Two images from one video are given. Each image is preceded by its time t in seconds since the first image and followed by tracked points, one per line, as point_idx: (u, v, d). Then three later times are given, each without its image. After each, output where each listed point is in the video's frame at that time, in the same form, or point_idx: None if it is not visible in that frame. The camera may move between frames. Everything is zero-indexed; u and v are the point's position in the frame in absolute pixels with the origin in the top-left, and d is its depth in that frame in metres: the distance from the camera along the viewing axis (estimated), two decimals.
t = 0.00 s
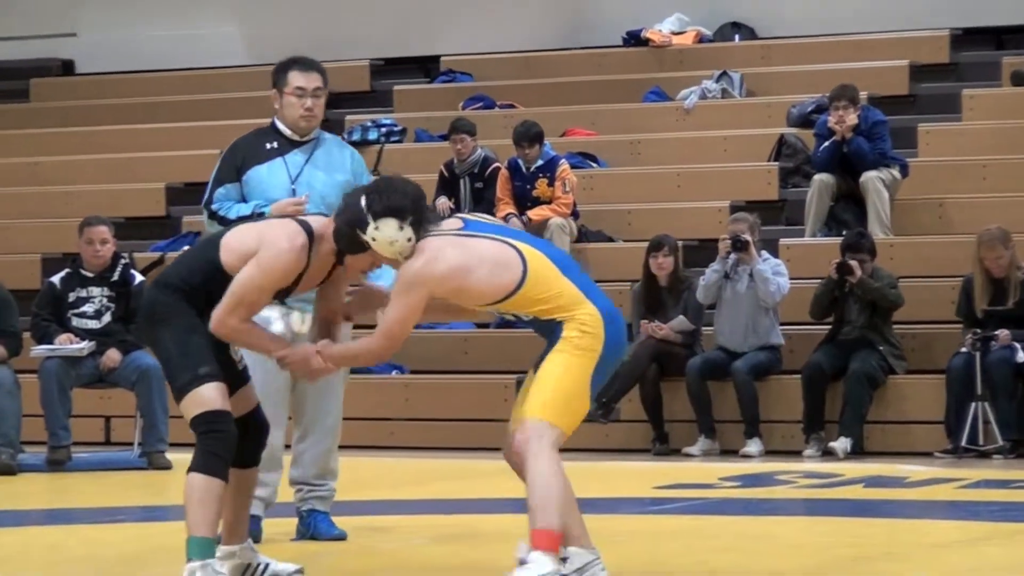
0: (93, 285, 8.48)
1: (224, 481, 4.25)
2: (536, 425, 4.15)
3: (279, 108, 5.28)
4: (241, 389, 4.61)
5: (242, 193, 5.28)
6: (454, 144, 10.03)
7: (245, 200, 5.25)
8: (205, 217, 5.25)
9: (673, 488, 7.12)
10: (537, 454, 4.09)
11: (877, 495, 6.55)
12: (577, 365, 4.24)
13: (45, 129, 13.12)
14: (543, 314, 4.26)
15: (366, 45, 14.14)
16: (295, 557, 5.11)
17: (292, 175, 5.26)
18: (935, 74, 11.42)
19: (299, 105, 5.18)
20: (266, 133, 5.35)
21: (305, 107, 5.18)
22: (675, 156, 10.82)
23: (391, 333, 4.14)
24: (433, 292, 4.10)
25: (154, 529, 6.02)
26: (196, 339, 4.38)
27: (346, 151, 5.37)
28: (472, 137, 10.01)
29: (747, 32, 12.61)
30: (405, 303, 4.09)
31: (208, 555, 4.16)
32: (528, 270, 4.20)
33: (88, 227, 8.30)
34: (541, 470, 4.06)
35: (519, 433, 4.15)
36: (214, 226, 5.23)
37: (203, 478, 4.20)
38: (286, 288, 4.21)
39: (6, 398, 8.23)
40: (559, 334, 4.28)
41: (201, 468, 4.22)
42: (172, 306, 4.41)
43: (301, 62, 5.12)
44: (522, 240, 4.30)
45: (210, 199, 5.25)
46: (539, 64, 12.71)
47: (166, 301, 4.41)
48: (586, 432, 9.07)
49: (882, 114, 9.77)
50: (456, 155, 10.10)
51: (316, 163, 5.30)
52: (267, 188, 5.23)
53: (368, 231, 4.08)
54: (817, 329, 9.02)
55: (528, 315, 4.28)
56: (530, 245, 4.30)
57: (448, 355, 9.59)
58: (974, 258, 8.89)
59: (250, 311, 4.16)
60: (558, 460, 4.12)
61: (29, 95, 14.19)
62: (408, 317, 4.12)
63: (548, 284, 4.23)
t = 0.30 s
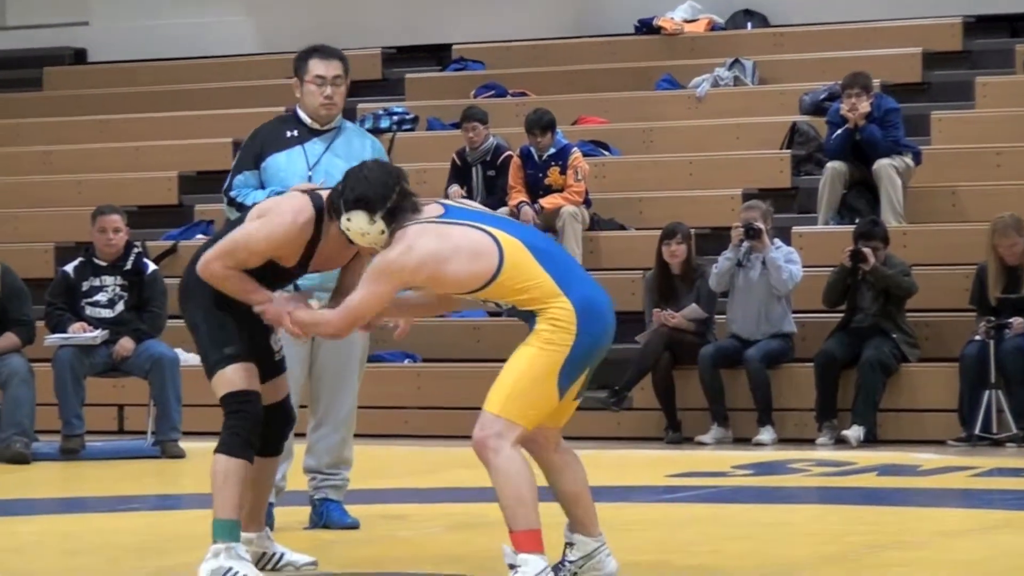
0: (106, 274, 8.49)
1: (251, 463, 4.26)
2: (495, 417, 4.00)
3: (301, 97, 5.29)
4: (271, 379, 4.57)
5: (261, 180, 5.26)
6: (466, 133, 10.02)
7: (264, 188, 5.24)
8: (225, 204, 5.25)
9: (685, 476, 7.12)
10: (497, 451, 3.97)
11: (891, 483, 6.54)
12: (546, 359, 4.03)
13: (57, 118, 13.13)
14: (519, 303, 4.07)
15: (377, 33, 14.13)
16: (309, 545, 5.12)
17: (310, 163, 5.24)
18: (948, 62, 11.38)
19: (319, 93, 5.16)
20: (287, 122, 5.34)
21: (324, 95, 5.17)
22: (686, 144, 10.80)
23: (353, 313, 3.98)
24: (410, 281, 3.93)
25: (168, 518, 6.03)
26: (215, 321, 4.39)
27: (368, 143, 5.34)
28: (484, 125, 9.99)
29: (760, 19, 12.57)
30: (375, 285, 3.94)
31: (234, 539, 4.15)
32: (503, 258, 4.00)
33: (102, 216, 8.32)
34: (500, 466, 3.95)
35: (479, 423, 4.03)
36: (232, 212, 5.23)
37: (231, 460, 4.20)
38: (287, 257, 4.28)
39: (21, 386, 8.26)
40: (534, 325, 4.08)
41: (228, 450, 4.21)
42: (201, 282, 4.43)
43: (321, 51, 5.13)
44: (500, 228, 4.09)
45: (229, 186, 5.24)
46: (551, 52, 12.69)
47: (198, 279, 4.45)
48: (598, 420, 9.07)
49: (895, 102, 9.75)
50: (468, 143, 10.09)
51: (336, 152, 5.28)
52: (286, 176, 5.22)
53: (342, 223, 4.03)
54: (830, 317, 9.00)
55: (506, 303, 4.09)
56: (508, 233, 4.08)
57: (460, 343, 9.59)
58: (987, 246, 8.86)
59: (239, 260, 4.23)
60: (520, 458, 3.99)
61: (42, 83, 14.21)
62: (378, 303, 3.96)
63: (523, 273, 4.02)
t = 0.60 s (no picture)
0: (114, 266, 8.51)
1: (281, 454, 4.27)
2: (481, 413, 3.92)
3: (312, 89, 5.28)
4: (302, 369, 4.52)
5: (269, 169, 5.26)
6: (474, 124, 9.99)
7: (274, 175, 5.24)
8: (233, 190, 5.25)
9: (692, 468, 7.12)
10: (486, 443, 3.89)
11: (899, 474, 6.54)
12: (529, 350, 3.93)
13: (64, 109, 13.15)
14: (502, 289, 3.95)
15: (385, 25, 14.13)
16: (317, 536, 5.13)
17: (320, 153, 5.23)
18: (955, 53, 11.36)
19: (330, 85, 5.18)
20: (298, 111, 5.31)
21: (336, 87, 5.18)
22: (694, 136, 10.80)
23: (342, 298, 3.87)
24: (397, 264, 3.82)
25: (177, 510, 6.04)
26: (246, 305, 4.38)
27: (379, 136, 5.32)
28: (492, 117, 9.98)
29: (768, 10, 12.54)
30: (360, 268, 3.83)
31: (258, 527, 4.18)
32: (490, 241, 3.88)
33: (110, 208, 8.38)
34: (490, 458, 3.87)
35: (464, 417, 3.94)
36: (240, 199, 5.23)
37: (258, 451, 4.22)
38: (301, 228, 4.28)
39: (30, 376, 8.23)
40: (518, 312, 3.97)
41: (257, 440, 4.23)
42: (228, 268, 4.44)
43: (334, 42, 5.16)
44: (489, 210, 3.96)
45: (238, 171, 5.24)
46: (559, 43, 12.67)
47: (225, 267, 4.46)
48: (606, 411, 9.08)
49: (904, 93, 9.73)
50: (476, 135, 10.06)
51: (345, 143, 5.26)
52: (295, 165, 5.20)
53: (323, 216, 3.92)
54: (838, 308, 9.00)
55: (492, 287, 3.97)
56: (495, 215, 3.95)
57: (468, 334, 9.59)
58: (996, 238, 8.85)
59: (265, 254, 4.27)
60: (509, 447, 3.91)
61: (50, 74, 14.22)
62: (367, 287, 3.85)
63: (507, 258, 3.90)
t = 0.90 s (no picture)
0: (123, 258, 8.51)
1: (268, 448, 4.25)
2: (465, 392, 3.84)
3: (323, 81, 5.27)
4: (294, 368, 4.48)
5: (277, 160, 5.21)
6: (484, 116, 10.01)
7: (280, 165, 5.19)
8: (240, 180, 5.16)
9: (701, 460, 7.12)
10: (461, 418, 3.82)
11: (908, 467, 6.54)
12: (519, 336, 3.84)
13: (74, 100, 13.16)
14: (503, 276, 3.90)
15: (395, 17, 14.12)
16: (326, 528, 5.13)
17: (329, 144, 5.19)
18: (966, 47, 11.32)
19: (341, 78, 5.17)
20: (307, 104, 5.31)
21: (346, 80, 5.18)
22: (703, 128, 10.78)
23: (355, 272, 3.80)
24: (410, 232, 3.78)
25: (186, 501, 6.05)
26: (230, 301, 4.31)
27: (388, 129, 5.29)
28: (502, 109, 10.00)
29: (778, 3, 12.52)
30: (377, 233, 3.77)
31: (254, 523, 4.17)
32: (496, 227, 3.84)
33: (120, 199, 8.34)
34: (467, 433, 3.81)
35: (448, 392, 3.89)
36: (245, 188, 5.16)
37: (246, 449, 4.21)
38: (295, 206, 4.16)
39: (40, 367, 8.24)
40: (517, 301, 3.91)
41: (244, 438, 4.22)
42: (220, 263, 4.36)
43: (345, 36, 5.17)
44: (509, 199, 3.92)
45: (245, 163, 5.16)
46: (568, 36, 12.65)
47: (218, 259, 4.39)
48: (615, 404, 9.08)
49: (914, 86, 9.72)
50: (486, 127, 10.08)
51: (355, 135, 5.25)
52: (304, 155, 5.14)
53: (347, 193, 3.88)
54: (848, 302, 8.96)
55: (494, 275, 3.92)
56: (512, 204, 3.91)
57: (477, 326, 9.58)
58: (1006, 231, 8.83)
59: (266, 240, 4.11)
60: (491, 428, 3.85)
61: (60, 66, 14.23)
62: (379, 256, 3.78)
63: (509, 246, 3.85)
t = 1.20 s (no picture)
0: (132, 251, 8.53)
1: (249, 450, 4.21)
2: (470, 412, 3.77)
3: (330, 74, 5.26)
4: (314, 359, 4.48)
5: (286, 155, 5.27)
6: (493, 110, 10.03)
7: (289, 160, 5.24)
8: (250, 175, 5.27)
9: (709, 454, 7.12)
10: (460, 437, 3.75)
11: (916, 462, 6.54)
12: (529, 363, 3.79)
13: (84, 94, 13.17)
14: (512, 305, 3.84)
15: (404, 11, 14.12)
16: (334, 521, 5.14)
17: (336, 138, 5.23)
18: (976, 41, 11.30)
19: (347, 71, 5.15)
20: (316, 98, 5.33)
21: (353, 73, 5.15)
22: (712, 123, 10.77)
23: (441, 333, 3.71)
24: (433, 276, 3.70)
25: (195, 494, 6.06)
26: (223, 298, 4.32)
27: (395, 122, 5.33)
28: (510, 103, 10.02)
29: None
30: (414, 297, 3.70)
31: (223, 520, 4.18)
32: (503, 257, 3.77)
33: (129, 192, 8.35)
34: (465, 454, 3.74)
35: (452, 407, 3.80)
36: (256, 183, 5.24)
37: (222, 446, 4.18)
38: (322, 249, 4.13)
39: (50, 360, 8.25)
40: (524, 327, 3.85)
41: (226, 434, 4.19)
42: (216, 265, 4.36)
43: (352, 29, 5.12)
44: (508, 228, 3.85)
45: (255, 158, 5.27)
46: (577, 29, 12.65)
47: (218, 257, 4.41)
48: (623, 398, 9.08)
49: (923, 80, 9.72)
50: (494, 121, 10.10)
51: (362, 127, 5.27)
52: (311, 149, 5.21)
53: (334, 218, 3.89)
54: (857, 295, 8.97)
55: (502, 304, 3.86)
56: (512, 232, 3.84)
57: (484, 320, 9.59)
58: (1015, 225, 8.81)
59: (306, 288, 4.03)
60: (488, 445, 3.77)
61: (70, 59, 14.26)
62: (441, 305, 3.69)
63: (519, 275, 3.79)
